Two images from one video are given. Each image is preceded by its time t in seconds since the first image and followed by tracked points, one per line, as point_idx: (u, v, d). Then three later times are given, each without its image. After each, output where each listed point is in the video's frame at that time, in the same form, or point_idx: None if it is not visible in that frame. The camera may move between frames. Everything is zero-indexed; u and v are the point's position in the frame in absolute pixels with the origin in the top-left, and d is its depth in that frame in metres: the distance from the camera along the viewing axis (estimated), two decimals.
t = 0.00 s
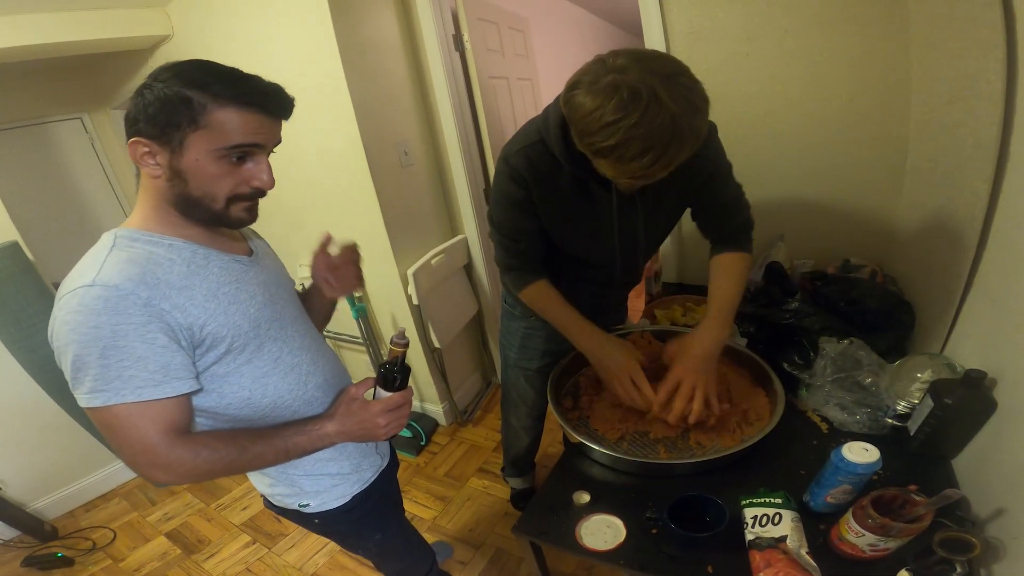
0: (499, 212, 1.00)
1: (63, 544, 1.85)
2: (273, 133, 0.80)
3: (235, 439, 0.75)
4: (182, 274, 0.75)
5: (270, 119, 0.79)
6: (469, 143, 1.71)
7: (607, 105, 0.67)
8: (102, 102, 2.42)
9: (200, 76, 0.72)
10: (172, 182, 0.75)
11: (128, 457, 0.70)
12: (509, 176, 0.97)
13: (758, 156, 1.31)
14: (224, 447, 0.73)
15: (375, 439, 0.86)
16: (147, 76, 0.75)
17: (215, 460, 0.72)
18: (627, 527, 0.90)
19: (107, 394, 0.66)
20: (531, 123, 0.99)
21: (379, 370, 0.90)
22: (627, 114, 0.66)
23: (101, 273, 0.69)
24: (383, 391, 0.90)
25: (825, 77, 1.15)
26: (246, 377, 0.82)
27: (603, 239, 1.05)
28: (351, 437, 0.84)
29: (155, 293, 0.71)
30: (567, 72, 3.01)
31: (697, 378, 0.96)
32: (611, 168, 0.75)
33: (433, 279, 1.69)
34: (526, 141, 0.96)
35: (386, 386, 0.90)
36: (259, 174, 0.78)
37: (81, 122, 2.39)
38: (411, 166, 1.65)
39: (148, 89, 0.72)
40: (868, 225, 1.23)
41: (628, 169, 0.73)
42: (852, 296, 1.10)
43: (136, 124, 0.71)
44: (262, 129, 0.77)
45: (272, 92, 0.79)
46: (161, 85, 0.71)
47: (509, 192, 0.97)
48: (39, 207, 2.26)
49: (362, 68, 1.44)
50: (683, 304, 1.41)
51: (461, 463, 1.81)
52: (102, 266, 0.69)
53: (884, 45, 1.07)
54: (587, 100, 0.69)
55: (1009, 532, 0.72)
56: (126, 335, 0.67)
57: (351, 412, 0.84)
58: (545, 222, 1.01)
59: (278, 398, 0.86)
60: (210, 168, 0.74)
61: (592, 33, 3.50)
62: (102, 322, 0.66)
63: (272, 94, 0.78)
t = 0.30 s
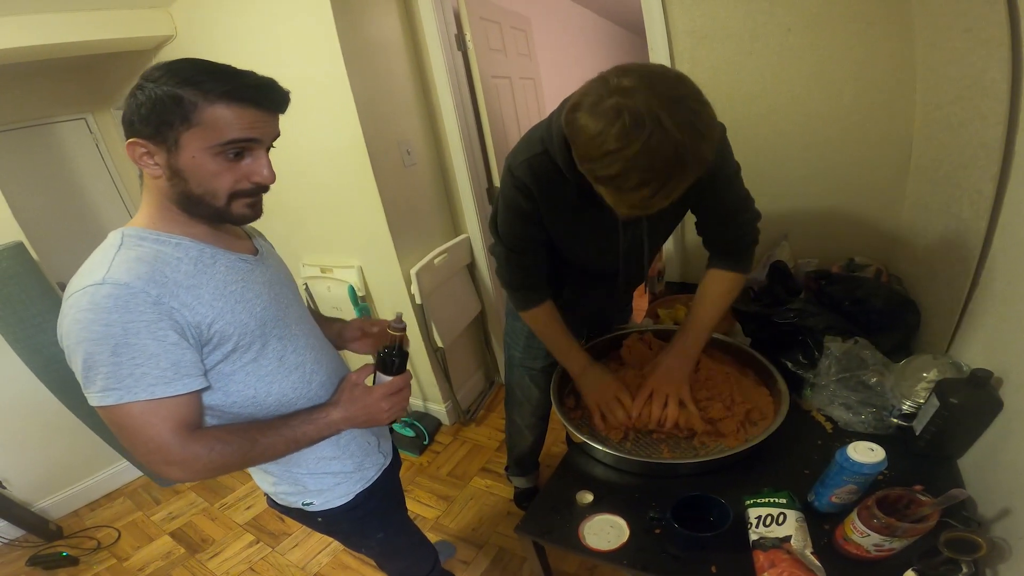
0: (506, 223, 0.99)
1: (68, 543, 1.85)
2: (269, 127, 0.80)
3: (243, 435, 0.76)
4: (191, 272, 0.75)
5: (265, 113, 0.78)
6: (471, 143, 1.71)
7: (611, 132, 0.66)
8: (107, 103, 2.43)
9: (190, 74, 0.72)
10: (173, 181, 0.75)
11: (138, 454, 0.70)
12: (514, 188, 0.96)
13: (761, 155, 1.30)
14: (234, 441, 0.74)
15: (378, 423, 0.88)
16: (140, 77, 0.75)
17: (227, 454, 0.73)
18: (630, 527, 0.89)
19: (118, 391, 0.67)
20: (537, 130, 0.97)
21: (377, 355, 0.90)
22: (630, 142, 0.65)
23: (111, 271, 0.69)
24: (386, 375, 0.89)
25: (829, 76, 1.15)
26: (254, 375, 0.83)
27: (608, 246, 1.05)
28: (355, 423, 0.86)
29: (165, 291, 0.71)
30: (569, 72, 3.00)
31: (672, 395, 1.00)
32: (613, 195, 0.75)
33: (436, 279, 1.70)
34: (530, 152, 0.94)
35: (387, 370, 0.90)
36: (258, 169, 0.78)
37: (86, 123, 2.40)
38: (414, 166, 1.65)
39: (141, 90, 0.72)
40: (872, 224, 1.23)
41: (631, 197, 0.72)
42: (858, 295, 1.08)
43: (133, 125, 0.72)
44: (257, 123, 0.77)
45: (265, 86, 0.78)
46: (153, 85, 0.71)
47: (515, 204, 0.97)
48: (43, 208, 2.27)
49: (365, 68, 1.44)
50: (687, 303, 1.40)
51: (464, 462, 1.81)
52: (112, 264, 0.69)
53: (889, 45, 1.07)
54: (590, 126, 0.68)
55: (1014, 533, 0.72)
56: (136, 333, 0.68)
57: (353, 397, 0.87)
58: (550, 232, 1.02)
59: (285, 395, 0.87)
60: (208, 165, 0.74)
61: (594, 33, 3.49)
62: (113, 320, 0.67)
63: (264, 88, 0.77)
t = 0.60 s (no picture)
0: (510, 229, 1.00)
1: (69, 544, 1.86)
2: (264, 122, 0.80)
3: (248, 428, 0.76)
4: (194, 271, 0.75)
5: (258, 109, 0.79)
6: (471, 144, 1.71)
7: (617, 148, 0.66)
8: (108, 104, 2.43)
9: (181, 72, 0.72)
10: (172, 181, 0.75)
11: (144, 451, 0.70)
12: (517, 194, 0.96)
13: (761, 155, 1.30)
14: (238, 434, 0.74)
15: (374, 406, 0.89)
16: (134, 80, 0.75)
17: (233, 450, 0.73)
18: (632, 528, 0.89)
19: (122, 390, 0.67)
20: (540, 134, 0.97)
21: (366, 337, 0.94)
22: (637, 158, 0.65)
23: (115, 270, 0.69)
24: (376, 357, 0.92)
25: (829, 76, 1.15)
26: (256, 374, 0.83)
27: (608, 250, 1.06)
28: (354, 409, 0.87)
29: (169, 291, 0.71)
30: (569, 72, 3.00)
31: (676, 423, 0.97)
32: (620, 211, 0.74)
33: (437, 280, 1.70)
34: (532, 157, 0.94)
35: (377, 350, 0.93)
36: (256, 164, 0.79)
37: (87, 124, 2.40)
38: (414, 167, 1.65)
39: (134, 91, 0.72)
40: (873, 224, 1.23)
41: (637, 213, 0.72)
42: (858, 295, 1.09)
43: (129, 127, 0.72)
44: (251, 119, 0.77)
45: (256, 81, 0.79)
46: (145, 86, 0.72)
47: (520, 209, 0.97)
48: (44, 209, 2.27)
49: (365, 69, 1.44)
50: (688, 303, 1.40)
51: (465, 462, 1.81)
52: (116, 264, 0.70)
53: (889, 46, 1.07)
54: (596, 142, 0.68)
55: (1015, 533, 0.72)
56: (141, 332, 0.68)
57: (349, 382, 0.87)
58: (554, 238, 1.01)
59: (287, 395, 0.87)
60: (206, 163, 0.74)
61: (594, 33, 3.49)
62: (117, 319, 0.67)
63: (254, 82, 0.77)
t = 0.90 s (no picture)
0: (505, 220, 0.98)
1: (72, 544, 1.86)
2: (232, 103, 0.82)
3: (254, 421, 0.77)
4: (201, 270, 0.76)
5: (223, 90, 0.81)
6: (473, 145, 1.72)
7: (595, 115, 0.65)
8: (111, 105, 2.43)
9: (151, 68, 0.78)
10: (156, 172, 0.79)
11: (148, 449, 0.71)
12: (508, 181, 0.95)
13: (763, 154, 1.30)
14: (242, 429, 0.75)
15: (369, 395, 0.90)
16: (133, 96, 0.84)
17: (235, 448, 0.73)
18: (633, 528, 0.89)
19: (127, 385, 0.67)
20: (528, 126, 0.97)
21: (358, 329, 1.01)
22: (615, 123, 0.64)
23: (124, 267, 0.70)
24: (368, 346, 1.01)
25: (830, 76, 1.15)
26: (258, 373, 0.83)
27: (602, 241, 1.04)
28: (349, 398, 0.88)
29: (176, 288, 0.72)
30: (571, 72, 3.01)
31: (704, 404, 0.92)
32: (606, 181, 0.73)
33: (439, 281, 1.70)
34: (522, 145, 0.95)
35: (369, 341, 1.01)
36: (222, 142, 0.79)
37: (90, 125, 2.39)
38: (416, 168, 1.65)
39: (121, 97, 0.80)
40: (875, 225, 1.23)
41: (621, 180, 0.71)
42: (861, 296, 1.09)
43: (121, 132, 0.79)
44: (213, 98, 0.79)
45: (222, 67, 0.82)
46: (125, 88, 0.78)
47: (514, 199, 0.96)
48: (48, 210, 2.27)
49: (366, 70, 1.45)
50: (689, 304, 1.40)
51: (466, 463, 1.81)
52: (125, 261, 0.71)
53: (891, 47, 1.07)
54: (576, 112, 0.67)
55: (1017, 534, 0.72)
56: (147, 327, 0.69)
57: (344, 372, 0.87)
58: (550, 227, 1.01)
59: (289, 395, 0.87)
60: (174, 146, 0.77)
61: (595, 33, 3.49)
62: (125, 314, 0.68)
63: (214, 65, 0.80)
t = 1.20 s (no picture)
0: (516, 231, 0.97)
1: (82, 541, 1.87)
2: (230, 100, 0.83)
3: (259, 419, 0.77)
4: (213, 267, 0.77)
5: (224, 87, 0.83)
6: (485, 149, 1.72)
7: (606, 127, 0.65)
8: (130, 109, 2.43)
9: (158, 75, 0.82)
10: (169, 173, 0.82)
11: (154, 441, 0.71)
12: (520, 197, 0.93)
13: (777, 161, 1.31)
14: (247, 425, 0.75)
15: (375, 400, 0.87)
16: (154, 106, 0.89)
17: (239, 443, 0.73)
18: (641, 534, 0.89)
19: (134, 376, 0.68)
20: (542, 133, 0.95)
21: (367, 332, 0.98)
22: (625, 136, 0.64)
23: (138, 261, 0.72)
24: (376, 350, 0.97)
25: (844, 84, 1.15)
26: (266, 373, 0.82)
27: (615, 245, 1.03)
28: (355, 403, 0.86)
29: (187, 283, 0.73)
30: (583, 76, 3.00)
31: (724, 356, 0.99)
32: (617, 192, 0.72)
33: (451, 285, 1.71)
34: (534, 158, 0.92)
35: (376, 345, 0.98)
36: (224, 138, 0.81)
37: (109, 128, 2.41)
38: (428, 171, 1.66)
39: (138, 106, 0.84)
40: (891, 233, 1.22)
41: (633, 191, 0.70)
42: (875, 302, 1.10)
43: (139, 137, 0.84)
44: (213, 96, 0.81)
45: (223, 65, 0.84)
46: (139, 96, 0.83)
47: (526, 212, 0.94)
48: (66, 211, 2.31)
49: (379, 74, 1.46)
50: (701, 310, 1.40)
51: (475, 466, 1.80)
52: (140, 255, 0.72)
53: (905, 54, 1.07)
54: (587, 124, 0.67)
55: None
56: (157, 320, 0.69)
57: (350, 373, 0.86)
58: (563, 237, 1.00)
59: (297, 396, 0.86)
60: (180, 145, 0.79)
61: (607, 37, 3.49)
62: (135, 307, 0.69)
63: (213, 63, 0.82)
